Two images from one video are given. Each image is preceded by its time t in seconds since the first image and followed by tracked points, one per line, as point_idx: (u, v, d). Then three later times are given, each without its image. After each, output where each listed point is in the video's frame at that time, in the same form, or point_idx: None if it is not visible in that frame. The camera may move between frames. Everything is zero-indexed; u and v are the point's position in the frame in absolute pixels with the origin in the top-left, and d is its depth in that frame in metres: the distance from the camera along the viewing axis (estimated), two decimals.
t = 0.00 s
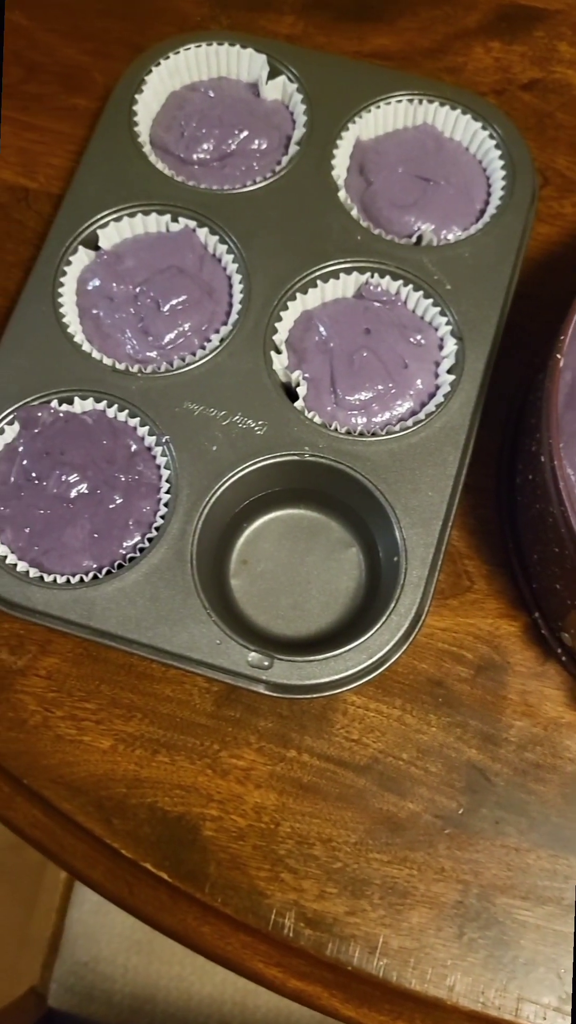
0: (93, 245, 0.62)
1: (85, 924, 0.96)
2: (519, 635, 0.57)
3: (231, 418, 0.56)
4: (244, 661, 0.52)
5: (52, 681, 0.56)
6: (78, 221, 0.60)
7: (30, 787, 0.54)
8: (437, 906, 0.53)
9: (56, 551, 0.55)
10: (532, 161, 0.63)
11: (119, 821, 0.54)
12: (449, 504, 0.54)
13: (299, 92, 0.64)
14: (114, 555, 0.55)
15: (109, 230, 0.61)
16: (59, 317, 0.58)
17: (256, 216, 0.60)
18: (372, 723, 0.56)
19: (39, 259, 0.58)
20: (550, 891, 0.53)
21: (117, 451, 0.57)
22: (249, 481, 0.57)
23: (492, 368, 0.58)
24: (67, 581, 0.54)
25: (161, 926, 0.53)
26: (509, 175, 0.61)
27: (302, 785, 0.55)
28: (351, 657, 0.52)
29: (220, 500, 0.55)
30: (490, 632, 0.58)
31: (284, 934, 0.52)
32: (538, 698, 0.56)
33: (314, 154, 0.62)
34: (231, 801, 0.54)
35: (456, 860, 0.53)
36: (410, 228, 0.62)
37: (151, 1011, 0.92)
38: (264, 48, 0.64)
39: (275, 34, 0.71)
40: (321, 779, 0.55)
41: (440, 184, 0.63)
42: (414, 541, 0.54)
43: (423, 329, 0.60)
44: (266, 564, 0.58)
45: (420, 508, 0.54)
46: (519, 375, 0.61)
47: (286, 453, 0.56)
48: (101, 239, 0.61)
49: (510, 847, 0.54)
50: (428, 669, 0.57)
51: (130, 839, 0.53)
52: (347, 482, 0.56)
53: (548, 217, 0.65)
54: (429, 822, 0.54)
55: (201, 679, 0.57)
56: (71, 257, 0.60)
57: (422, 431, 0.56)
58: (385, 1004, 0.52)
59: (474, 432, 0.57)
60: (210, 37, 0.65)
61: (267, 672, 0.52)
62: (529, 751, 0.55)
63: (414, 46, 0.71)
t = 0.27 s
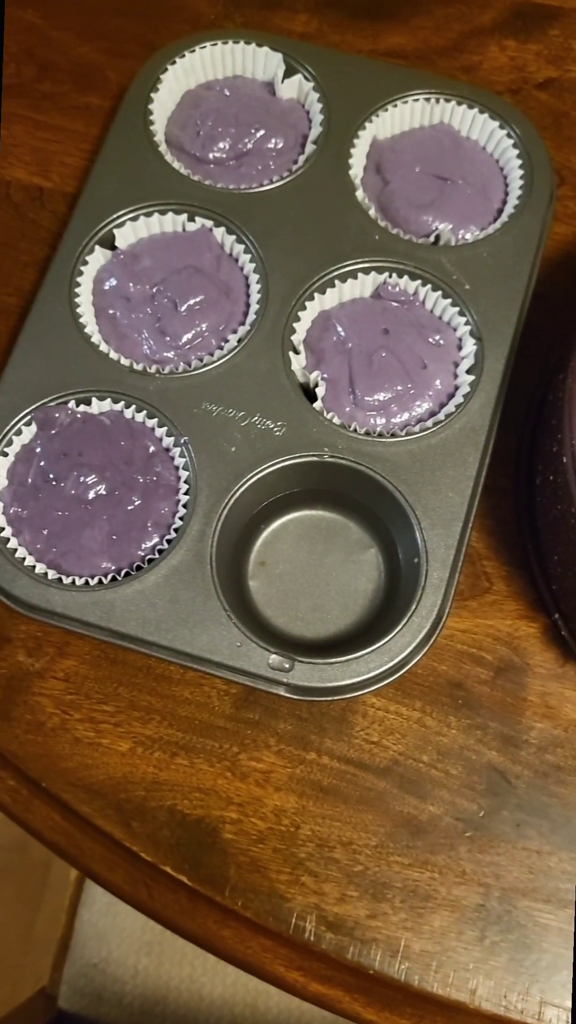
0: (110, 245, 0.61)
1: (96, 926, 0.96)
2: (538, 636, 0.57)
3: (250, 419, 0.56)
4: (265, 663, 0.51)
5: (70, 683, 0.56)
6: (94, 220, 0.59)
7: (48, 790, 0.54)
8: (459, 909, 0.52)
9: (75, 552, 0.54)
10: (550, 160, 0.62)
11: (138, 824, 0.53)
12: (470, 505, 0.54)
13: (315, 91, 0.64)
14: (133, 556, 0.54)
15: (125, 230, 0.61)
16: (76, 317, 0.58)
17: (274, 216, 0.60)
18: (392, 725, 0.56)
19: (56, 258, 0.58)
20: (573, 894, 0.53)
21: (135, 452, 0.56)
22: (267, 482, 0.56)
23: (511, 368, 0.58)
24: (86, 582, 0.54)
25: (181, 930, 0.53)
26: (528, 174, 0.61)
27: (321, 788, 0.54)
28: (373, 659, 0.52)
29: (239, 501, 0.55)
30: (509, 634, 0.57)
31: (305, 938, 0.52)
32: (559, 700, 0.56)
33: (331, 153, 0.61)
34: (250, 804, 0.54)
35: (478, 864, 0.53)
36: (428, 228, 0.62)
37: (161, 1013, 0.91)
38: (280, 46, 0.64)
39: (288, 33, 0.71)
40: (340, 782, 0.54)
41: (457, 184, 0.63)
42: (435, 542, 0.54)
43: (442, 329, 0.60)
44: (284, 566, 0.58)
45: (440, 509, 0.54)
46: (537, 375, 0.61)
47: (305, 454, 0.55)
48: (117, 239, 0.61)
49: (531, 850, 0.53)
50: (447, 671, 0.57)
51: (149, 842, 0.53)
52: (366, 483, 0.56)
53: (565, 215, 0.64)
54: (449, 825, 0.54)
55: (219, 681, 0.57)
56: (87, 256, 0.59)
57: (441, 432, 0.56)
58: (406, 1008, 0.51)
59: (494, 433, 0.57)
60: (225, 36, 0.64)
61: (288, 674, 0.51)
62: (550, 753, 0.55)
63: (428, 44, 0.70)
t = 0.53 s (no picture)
0: (119, 243, 0.61)
1: (100, 927, 0.94)
2: (552, 637, 0.57)
3: (262, 419, 0.55)
4: (279, 666, 0.51)
5: (81, 685, 0.56)
6: (105, 219, 0.59)
7: (60, 793, 0.54)
8: (474, 912, 0.52)
9: (86, 553, 0.54)
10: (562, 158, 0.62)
11: (151, 828, 0.53)
12: (484, 505, 0.54)
13: (325, 88, 0.63)
14: (145, 558, 0.54)
15: (135, 228, 0.60)
16: (87, 316, 0.57)
17: (285, 214, 0.59)
18: (406, 727, 0.55)
19: (65, 257, 0.58)
20: None
21: (146, 453, 0.56)
22: (280, 483, 0.56)
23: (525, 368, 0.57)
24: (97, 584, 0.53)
25: (194, 934, 0.52)
26: (540, 173, 0.61)
27: (335, 791, 0.54)
28: (387, 661, 0.52)
29: (251, 502, 0.55)
30: (523, 635, 0.57)
31: (320, 941, 0.51)
32: (573, 701, 0.56)
33: (342, 151, 0.61)
34: (264, 807, 0.53)
35: (493, 866, 0.53)
36: (439, 226, 0.61)
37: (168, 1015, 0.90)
38: (290, 43, 0.64)
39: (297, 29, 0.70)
40: (354, 784, 0.54)
41: (469, 182, 0.62)
42: (449, 543, 0.53)
43: (454, 328, 0.59)
44: (296, 567, 0.57)
45: (454, 510, 0.54)
46: (549, 375, 0.60)
47: (318, 454, 0.55)
48: (127, 237, 0.60)
49: (546, 853, 0.53)
50: (460, 673, 0.56)
51: (162, 845, 0.53)
52: (379, 483, 0.56)
53: None
54: (464, 827, 0.53)
55: (231, 683, 0.57)
56: (97, 255, 0.59)
57: (455, 432, 0.56)
58: (422, 1012, 0.51)
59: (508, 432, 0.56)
60: (235, 33, 0.64)
61: (302, 677, 0.51)
62: (564, 755, 0.55)
63: (438, 41, 0.69)
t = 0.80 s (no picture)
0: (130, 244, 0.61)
1: (106, 926, 0.94)
2: (564, 638, 0.57)
3: (275, 420, 0.55)
4: (293, 667, 0.51)
5: (94, 686, 0.56)
6: (116, 219, 0.59)
7: (73, 794, 0.54)
8: (487, 913, 0.52)
9: (99, 555, 0.54)
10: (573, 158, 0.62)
11: (164, 829, 0.53)
12: (497, 506, 0.54)
13: (336, 88, 0.63)
14: (158, 559, 0.54)
15: (146, 229, 0.60)
16: (98, 317, 0.57)
17: (297, 215, 0.59)
18: (418, 728, 0.55)
19: (77, 258, 0.58)
20: None
21: (159, 454, 0.56)
22: (292, 484, 0.56)
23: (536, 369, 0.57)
24: (110, 585, 0.53)
25: (208, 935, 0.52)
26: (551, 173, 0.61)
27: (348, 792, 0.54)
28: (401, 662, 0.52)
29: (264, 503, 0.55)
30: (535, 635, 0.57)
31: (334, 942, 0.51)
32: None
33: (353, 151, 0.61)
34: (277, 808, 0.54)
35: (506, 867, 0.53)
36: (450, 227, 0.61)
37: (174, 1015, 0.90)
38: (300, 43, 0.63)
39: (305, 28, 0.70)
40: (367, 785, 0.54)
41: (480, 182, 0.62)
42: (462, 544, 0.53)
43: (466, 329, 0.59)
44: (308, 567, 0.57)
45: (467, 511, 0.54)
46: (560, 375, 0.60)
47: (331, 455, 0.55)
48: (138, 237, 0.60)
49: (559, 853, 0.53)
50: (473, 673, 0.56)
51: (176, 846, 0.53)
52: (392, 484, 0.56)
53: None
54: (477, 828, 0.53)
55: (243, 684, 0.57)
56: (108, 255, 0.59)
57: (467, 432, 0.56)
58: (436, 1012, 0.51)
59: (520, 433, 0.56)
60: (245, 32, 0.64)
61: (316, 678, 0.51)
62: None
63: (447, 40, 0.69)
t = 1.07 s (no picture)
0: (133, 239, 0.61)
1: (106, 921, 0.94)
2: (566, 633, 0.57)
3: (277, 416, 0.55)
4: (296, 662, 0.51)
5: (97, 681, 0.56)
6: (118, 215, 0.59)
7: (77, 789, 0.54)
8: (489, 906, 0.52)
9: (102, 550, 0.54)
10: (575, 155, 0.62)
11: (168, 824, 0.53)
12: (499, 502, 0.54)
13: (337, 84, 0.63)
14: (161, 554, 0.54)
15: (149, 224, 0.60)
16: (101, 312, 0.57)
17: (299, 211, 0.59)
18: (421, 722, 0.55)
19: (79, 254, 0.58)
20: None
21: (162, 450, 0.56)
22: (295, 479, 0.56)
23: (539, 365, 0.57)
24: (114, 581, 0.54)
25: (212, 929, 0.53)
26: (552, 170, 0.61)
27: (351, 786, 0.54)
28: (403, 657, 0.52)
29: (267, 499, 0.55)
30: (537, 630, 0.57)
31: (337, 936, 0.52)
32: None
33: (355, 147, 0.61)
34: (280, 803, 0.54)
35: (508, 861, 0.53)
36: (452, 223, 0.61)
37: (174, 1010, 0.90)
38: (301, 39, 0.63)
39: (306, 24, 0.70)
40: (370, 779, 0.54)
41: (481, 178, 0.62)
42: (465, 539, 0.53)
43: (467, 325, 0.59)
44: (311, 563, 0.57)
45: (470, 507, 0.54)
46: (562, 371, 0.60)
47: (333, 451, 0.55)
48: (140, 233, 0.60)
49: (561, 847, 0.53)
50: (475, 668, 0.56)
51: (179, 840, 0.53)
52: (394, 480, 0.56)
53: None
54: (479, 822, 0.54)
55: (246, 679, 0.57)
56: (110, 251, 0.59)
57: (470, 428, 0.56)
58: (439, 1005, 0.51)
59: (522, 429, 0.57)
60: (247, 28, 0.63)
61: (319, 673, 0.51)
62: None
63: (448, 36, 0.69)
